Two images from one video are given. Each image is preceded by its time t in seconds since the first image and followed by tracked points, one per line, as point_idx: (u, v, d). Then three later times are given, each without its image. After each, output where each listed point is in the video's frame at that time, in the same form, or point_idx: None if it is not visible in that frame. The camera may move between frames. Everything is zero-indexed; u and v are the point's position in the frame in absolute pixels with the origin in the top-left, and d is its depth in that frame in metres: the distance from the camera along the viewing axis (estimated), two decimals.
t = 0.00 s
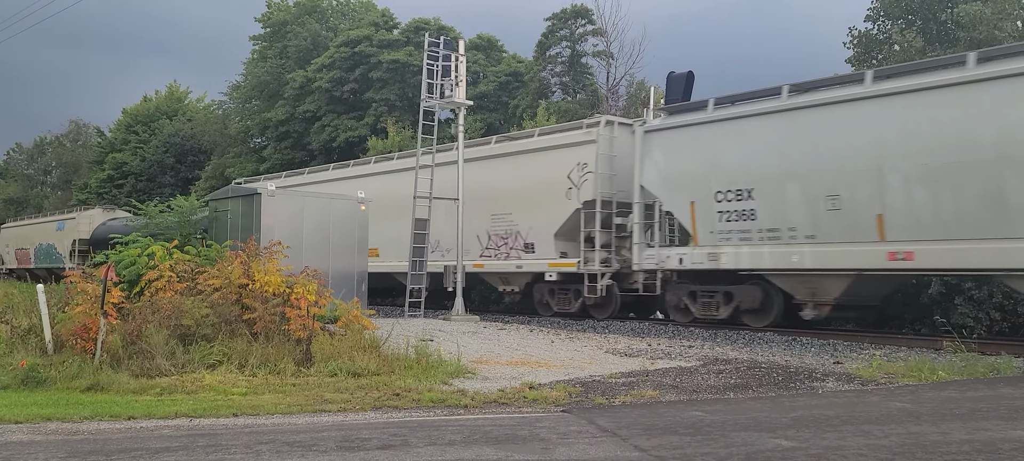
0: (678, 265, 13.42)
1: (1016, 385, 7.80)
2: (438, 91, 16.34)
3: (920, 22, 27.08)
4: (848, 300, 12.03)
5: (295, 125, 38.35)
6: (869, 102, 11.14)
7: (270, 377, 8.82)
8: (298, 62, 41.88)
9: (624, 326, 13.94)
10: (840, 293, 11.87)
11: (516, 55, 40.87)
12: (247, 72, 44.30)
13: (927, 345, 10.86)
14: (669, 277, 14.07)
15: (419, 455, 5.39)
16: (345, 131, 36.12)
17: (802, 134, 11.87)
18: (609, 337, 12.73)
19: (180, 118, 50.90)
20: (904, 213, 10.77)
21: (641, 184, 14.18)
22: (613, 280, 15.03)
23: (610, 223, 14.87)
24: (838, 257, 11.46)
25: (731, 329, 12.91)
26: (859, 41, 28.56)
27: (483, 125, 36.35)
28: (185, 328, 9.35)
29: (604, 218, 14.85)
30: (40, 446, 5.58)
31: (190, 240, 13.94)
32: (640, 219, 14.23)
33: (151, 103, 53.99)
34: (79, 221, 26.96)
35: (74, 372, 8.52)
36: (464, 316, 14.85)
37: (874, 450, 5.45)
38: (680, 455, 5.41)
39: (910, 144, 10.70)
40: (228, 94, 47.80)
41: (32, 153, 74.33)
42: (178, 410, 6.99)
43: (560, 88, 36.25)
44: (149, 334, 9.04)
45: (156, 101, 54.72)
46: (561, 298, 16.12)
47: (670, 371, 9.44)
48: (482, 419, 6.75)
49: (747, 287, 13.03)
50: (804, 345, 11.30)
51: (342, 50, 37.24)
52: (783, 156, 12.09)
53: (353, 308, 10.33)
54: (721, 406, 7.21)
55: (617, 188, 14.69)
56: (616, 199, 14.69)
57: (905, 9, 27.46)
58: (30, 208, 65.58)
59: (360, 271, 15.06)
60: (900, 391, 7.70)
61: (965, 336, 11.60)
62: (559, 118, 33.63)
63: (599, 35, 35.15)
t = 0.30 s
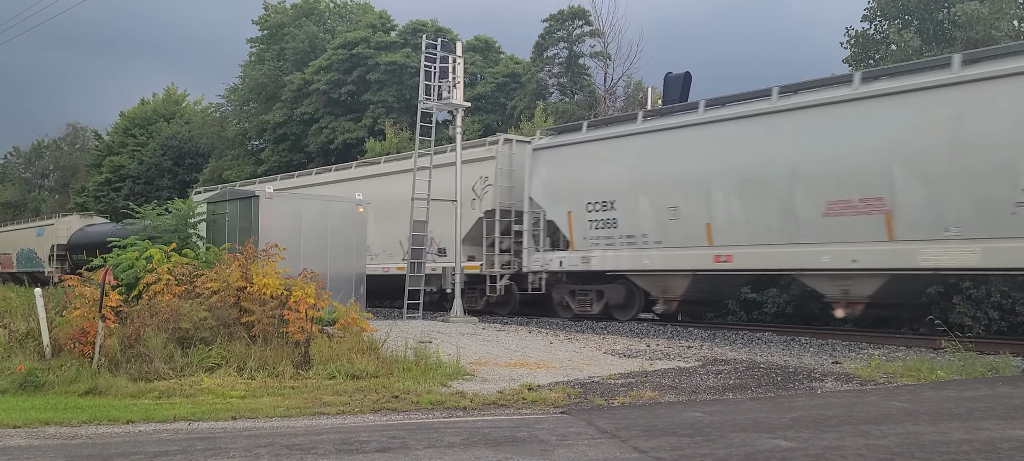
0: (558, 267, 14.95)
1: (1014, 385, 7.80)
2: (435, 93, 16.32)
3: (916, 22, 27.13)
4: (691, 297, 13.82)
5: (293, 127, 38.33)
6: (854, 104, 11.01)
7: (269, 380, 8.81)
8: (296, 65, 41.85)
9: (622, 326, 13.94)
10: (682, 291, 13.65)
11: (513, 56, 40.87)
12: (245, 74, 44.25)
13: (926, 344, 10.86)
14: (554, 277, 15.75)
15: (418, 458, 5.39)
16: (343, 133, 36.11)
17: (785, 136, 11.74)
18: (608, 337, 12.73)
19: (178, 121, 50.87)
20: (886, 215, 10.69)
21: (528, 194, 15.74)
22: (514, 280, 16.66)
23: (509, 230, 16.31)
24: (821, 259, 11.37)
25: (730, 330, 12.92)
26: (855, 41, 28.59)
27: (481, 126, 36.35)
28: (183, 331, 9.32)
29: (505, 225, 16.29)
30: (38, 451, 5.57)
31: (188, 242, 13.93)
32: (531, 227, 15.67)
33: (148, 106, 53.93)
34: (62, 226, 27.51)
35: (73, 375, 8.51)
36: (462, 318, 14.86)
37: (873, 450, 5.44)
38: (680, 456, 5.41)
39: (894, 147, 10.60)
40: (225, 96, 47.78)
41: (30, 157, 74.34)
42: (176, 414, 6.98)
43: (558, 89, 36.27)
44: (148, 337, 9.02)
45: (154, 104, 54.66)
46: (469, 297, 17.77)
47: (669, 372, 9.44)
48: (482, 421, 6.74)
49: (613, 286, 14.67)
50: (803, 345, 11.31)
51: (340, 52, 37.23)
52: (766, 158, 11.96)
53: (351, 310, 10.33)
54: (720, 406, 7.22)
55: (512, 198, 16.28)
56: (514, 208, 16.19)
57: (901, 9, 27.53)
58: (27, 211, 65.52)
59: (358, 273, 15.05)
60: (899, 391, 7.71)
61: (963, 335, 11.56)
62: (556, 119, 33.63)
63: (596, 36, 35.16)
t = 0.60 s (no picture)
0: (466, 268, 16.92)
1: (1012, 383, 7.81)
2: (434, 92, 16.31)
3: (914, 22, 27.20)
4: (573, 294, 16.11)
5: (291, 127, 38.31)
6: (876, 100, 10.98)
7: (268, 380, 8.80)
8: (294, 65, 41.86)
9: (620, 326, 13.94)
10: (566, 289, 15.84)
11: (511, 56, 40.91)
12: (243, 74, 44.23)
13: (924, 344, 10.86)
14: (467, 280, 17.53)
15: (416, 458, 5.38)
16: (341, 133, 36.10)
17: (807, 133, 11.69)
18: (606, 337, 12.73)
19: (175, 121, 50.84)
20: (893, 216, 10.82)
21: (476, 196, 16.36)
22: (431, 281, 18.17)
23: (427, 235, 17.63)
24: (834, 256, 11.44)
25: (728, 329, 12.92)
26: (853, 40, 28.65)
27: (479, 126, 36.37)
28: (181, 331, 9.32)
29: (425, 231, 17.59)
30: (35, 452, 5.56)
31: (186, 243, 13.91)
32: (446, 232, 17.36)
33: (146, 106, 53.90)
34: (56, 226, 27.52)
35: (70, 376, 8.49)
36: (460, 318, 14.85)
37: (871, 449, 5.44)
38: (678, 455, 5.40)
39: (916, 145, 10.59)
40: (223, 97, 47.75)
41: (27, 157, 74.34)
42: (174, 414, 6.97)
43: (556, 89, 36.30)
44: (145, 338, 9.00)
45: (151, 104, 54.60)
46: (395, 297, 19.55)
47: (667, 371, 9.45)
48: (480, 421, 6.74)
49: (513, 285, 16.90)
50: (801, 344, 11.32)
51: (337, 52, 37.22)
52: (770, 160, 12.10)
53: (350, 310, 10.33)
54: (719, 406, 7.21)
55: (499, 201, 16.36)
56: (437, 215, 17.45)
57: (899, 8, 27.59)
58: (24, 211, 65.46)
59: (357, 274, 15.04)
60: (897, 390, 7.71)
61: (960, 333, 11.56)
62: (554, 119, 33.63)
63: (594, 36, 35.18)
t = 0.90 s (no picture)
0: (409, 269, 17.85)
1: (1011, 384, 7.81)
2: (432, 94, 16.30)
3: (912, 22, 27.23)
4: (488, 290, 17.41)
5: (290, 129, 38.33)
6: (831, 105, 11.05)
7: (267, 382, 8.79)
8: (293, 67, 41.89)
9: (620, 327, 13.94)
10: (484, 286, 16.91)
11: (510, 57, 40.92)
12: (242, 76, 44.27)
13: (924, 344, 10.83)
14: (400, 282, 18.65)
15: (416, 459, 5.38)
16: (340, 135, 36.10)
17: (798, 136, 11.36)
18: (605, 338, 12.72)
19: (174, 123, 50.85)
20: (883, 217, 10.55)
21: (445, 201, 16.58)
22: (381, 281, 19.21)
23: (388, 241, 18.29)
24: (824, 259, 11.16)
25: (727, 330, 12.92)
26: (851, 41, 28.67)
27: (478, 128, 36.37)
28: (181, 333, 9.31)
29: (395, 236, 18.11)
30: (34, 454, 5.56)
31: (185, 244, 13.91)
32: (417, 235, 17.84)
33: (145, 108, 53.91)
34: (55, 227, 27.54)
35: (70, 378, 8.49)
36: (460, 319, 14.85)
37: (871, 450, 5.44)
38: (677, 456, 5.40)
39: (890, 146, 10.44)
40: (222, 98, 47.77)
41: (26, 159, 74.39)
42: (173, 416, 6.97)
43: (555, 90, 36.31)
44: (144, 339, 8.99)
45: (150, 106, 54.61)
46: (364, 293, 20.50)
47: (666, 372, 9.45)
48: (480, 422, 6.75)
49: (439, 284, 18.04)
50: (801, 345, 11.33)
51: (336, 53, 37.25)
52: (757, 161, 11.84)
53: (349, 312, 10.33)
54: (718, 407, 7.22)
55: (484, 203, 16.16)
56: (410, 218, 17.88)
57: (897, 9, 27.59)
58: (23, 213, 65.45)
59: (356, 275, 15.04)
60: (896, 390, 7.72)
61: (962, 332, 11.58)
62: (553, 120, 33.63)
63: (593, 37, 35.20)
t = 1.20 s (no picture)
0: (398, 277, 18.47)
1: (1010, 385, 7.82)
2: (431, 95, 16.29)
3: (911, 24, 27.21)
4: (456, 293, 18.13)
5: (289, 130, 38.32)
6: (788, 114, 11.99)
7: (267, 383, 8.79)
8: (291, 68, 41.88)
9: (619, 328, 13.95)
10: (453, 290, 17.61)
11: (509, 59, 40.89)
12: (241, 78, 44.26)
13: (924, 346, 10.98)
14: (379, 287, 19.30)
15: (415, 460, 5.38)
16: (339, 136, 36.10)
17: (760, 142, 12.31)
18: (605, 340, 12.73)
19: (173, 125, 50.84)
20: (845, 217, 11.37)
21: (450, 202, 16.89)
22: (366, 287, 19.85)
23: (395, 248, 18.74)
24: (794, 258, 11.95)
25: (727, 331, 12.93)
26: (851, 43, 28.63)
27: (477, 129, 36.35)
28: (180, 334, 9.31)
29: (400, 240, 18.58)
30: (32, 455, 5.55)
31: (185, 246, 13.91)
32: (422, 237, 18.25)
33: (145, 110, 53.88)
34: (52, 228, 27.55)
35: (69, 380, 8.49)
36: (459, 320, 14.86)
37: (870, 451, 5.44)
38: (677, 457, 5.41)
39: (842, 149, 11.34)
40: (221, 100, 47.76)
41: (25, 161, 74.37)
42: (172, 417, 6.97)
43: (553, 92, 36.27)
44: (144, 341, 8.98)
45: (149, 108, 54.59)
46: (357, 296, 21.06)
47: (666, 373, 9.46)
48: (481, 423, 6.75)
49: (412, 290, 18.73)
50: (800, 346, 11.34)
51: (336, 55, 37.23)
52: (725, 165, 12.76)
53: (349, 313, 10.32)
54: (717, 408, 7.22)
55: (480, 205, 16.87)
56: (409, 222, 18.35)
57: (896, 10, 27.52)
58: (22, 215, 65.41)
59: (355, 276, 15.04)
60: (895, 391, 7.72)
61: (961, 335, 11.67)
62: (552, 121, 33.61)
63: (592, 39, 35.18)
